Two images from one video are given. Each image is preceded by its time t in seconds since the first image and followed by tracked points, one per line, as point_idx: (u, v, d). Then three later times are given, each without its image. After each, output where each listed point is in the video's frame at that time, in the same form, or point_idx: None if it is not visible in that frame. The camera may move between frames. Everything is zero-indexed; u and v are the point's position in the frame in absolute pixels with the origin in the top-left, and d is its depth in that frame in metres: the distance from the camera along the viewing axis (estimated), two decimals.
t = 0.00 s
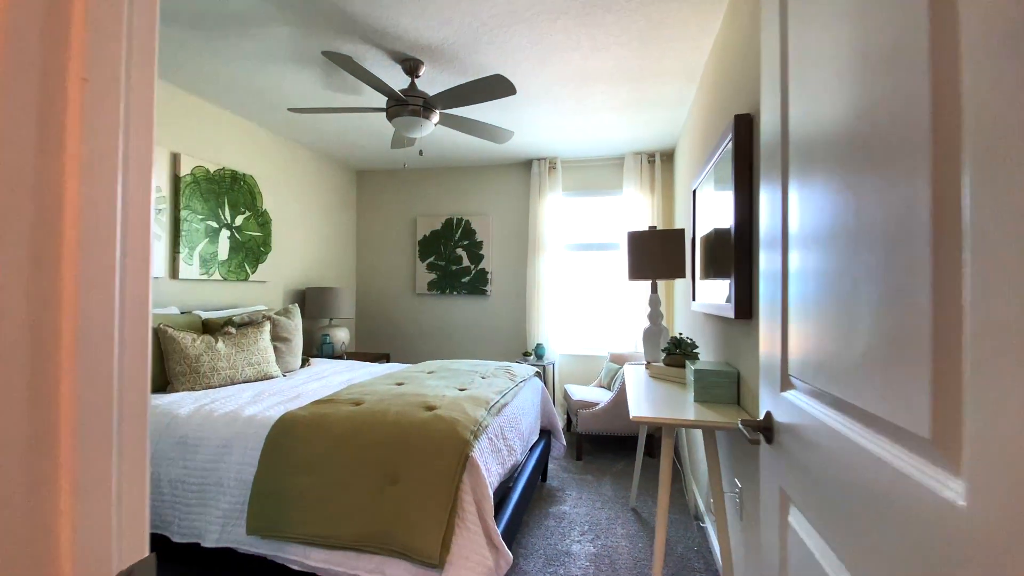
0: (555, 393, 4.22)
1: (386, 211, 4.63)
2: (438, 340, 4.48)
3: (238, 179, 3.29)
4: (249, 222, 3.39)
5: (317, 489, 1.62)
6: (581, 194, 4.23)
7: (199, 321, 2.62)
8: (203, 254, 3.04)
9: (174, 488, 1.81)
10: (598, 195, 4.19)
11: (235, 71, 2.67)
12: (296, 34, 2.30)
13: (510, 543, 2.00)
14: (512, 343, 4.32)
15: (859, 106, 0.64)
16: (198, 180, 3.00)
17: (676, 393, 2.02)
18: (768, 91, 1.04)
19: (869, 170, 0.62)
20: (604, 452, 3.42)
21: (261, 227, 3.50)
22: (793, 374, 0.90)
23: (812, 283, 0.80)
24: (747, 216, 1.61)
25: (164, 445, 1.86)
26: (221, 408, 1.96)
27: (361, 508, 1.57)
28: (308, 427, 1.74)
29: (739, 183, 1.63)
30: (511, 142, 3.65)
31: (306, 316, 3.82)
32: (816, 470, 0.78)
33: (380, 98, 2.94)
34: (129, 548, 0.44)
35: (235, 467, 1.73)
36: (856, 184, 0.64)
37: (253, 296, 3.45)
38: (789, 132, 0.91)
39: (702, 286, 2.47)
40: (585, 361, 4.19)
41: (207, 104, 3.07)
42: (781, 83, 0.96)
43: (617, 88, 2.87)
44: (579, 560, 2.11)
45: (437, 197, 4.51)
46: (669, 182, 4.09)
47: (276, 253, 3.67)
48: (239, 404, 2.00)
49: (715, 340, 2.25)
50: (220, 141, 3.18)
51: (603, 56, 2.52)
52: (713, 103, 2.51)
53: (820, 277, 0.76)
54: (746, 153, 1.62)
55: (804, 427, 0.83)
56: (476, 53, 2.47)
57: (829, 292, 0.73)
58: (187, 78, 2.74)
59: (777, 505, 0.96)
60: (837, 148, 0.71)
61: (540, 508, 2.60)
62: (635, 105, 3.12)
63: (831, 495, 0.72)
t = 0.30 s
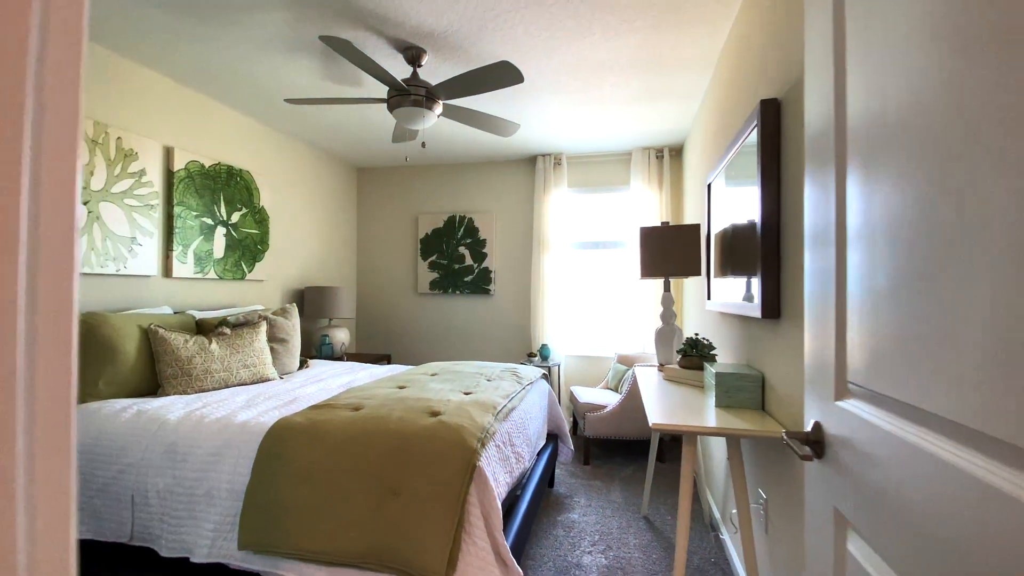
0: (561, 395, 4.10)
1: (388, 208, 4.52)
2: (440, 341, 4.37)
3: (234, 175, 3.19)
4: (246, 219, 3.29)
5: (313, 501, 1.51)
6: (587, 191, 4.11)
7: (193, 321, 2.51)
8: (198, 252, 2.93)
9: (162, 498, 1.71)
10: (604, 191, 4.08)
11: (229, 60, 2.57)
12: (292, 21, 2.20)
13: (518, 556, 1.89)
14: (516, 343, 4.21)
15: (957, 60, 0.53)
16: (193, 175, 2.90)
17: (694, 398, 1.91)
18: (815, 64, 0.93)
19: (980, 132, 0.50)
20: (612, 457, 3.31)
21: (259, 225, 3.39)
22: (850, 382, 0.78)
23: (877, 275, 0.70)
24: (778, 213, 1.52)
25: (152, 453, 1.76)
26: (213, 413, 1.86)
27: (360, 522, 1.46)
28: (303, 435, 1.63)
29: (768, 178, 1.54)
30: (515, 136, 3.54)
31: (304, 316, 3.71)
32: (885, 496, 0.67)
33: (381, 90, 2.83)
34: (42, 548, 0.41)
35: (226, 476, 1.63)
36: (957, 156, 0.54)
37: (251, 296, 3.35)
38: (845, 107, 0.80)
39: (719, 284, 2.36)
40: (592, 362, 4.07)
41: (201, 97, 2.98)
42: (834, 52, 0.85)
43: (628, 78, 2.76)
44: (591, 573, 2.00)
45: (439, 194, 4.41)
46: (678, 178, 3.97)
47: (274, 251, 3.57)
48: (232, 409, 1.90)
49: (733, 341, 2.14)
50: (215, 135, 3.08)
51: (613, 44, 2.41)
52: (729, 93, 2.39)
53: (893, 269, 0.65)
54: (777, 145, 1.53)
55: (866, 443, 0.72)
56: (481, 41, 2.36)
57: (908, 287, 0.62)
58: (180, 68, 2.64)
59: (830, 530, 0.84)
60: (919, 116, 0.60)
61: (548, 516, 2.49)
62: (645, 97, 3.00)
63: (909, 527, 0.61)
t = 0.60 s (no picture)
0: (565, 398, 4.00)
1: (388, 207, 4.43)
2: (442, 342, 4.27)
3: (229, 171, 3.09)
4: (242, 217, 3.19)
5: (305, 517, 1.41)
6: (591, 188, 4.01)
7: (185, 323, 2.42)
8: (191, 251, 2.84)
9: (148, 511, 1.62)
10: (609, 189, 3.98)
11: (222, 51, 2.47)
12: (286, 9, 2.10)
13: (523, 570, 1.79)
14: (519, 345, 4.11)
15: None
16: (185, 172, 2.80)
17: (710, 404, 1.81)
18: (861, 37, 0.83)
19: None
20: (619, 463, 3.21)
21: (255, 223, 3.29)
22: (910, 395, 0.68)
23: (949, 272, 0.59)
24: (805, 211, 1.43)
25: (137, 464, 1.66)
26: (202, 420, 1.76)
27: (355, 540, 1.36)
28: (295, 444, 1.53)
29: (794, 174, 1.45)
30: (519, 132, 3.44)
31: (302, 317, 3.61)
32: (954, 531, 0.57)
33: (380, 83, 2.73)
34: None
35: (214, 489, 1.54)
36: None
37: (247, 297, 3.25)
38: (903, 80, 0.70)
39: (732, 284, 2.26)
40: (597, 364, 3.97)
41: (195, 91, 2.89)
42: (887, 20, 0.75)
43: (635, 71, 2.66)
44: None
45: (441, 193, 4.31)
46: (685, 176, 3.87)
47: (271, 251, 3.47)
48: (223, 417, 1.80)
49: (750, 344, 2.03)
50: (209, 131, 2.99)
51: (621, 33, 2.32)
52: (743, 84, 2.30)
53: (974, 264, 0.55)
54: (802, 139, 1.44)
55: (931, 467, 0.62)
56: (483, 30, 2.27)
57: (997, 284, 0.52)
58: (171, 60, 2.56)
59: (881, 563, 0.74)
60: (1016, 79, 0.50)
61: (553, 526, 2.39)
62: (653, 91, 2.90)
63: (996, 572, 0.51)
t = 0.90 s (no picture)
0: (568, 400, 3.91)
1: (386, 205, 4.34)
2: (441, 343, 4.18)
3: (222, 168, 3.00)
4: (235, 215, 3.10)
5: (291, 531, 1.32)
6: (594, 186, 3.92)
7: (173, 323, 2.33)
8: (182, 250, 2.75)
9: (128, 522, 1.53)
10: (613, 186, 3.89)
11: (211, 42, 2.39)
12: None
13: None
14: (521, 346, 4.02)
15: None
16: (176, 168, 2.71)
17: (722, 410, 1.71)
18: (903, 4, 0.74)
19: None
20: (623, 467, 3.11)
21: (249, 222, 3.20)
22: (969, 408, 0.59)
23: None
24: (825, 206, 1.33)
25: (118, 472, 1.57)
26: (186, 426, 1.67)
27: (344, 557, 1.26)
28: (282, 453, 1.44)
29: (813, 166, 1.36)
30: (520, 127, 3.35)
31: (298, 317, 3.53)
32: None
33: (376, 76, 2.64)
34: None
35: (196, 499, 1.45)
36: None
37: (241, 297, 3.17)
38: (958, 47, 0.61)
39: (742, 283, 2.16)
40: (600, 366, 3.88)
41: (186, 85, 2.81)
42: None
43: (640, 63, 2.57)
44: None
45: (440, 191, 4.22)
46: (690, 173, 3.77)
47: (266, 250, 3.39)
48: (208, 422, 1.71)
49: (762, 346, 1.94)
50: (202, 126, 2.90)
51: (626, 23, 2.22)
52: (752, 75, 2.20)
53: None
54: (823, 128, 1.35)
55: (998, 493, 0.53)
56: (482, 18, 2.18)
57: None
58: (160, 52, 2.47)
59: None
60: None
61: (556, 535, 2.30)
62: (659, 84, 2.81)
63: None
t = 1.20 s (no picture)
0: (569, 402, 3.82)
1: (384, 203, 4.25)
2: (440, 344, 4.09)
3: (213, 164, 2.92)
4: (227, 212, 3.02)
5: (267, 547, 1.23)
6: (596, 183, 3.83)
7: (159, 323, 2.24)
8: (170, 248, 2.67)
9: (101, 535, 1.44)
10: (615, 183, 3.79)
11: (200, 33, 2.30)
12: None
13: None
14: (521, 347, 3.93)
15: None
16: (165, 163, 2.63)
17: (730, 415, 1.62)
18: None
19: None
20: (626, 472, 3.01)
21: (241, 219, 3.12)
22: None
23: None
24: (844, 198, 1.24)
25: (89, 482, 1.48)
26: (164, 431, 1.58)
27: None
28: (262, 463, 1.35)
29: (831, 155, 1.26)
30: (520, 122, 3.26)
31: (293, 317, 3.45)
32: None
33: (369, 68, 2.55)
34: None
35: (171, 511, 1.36)
36: None
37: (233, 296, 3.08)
38: None
39: (751, 281, 2.06)
40: (602, 367, 3.78)
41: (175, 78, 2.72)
42: None
43: (644, 54, 2.47)
44: None
45: (439, 188, 4.13)
46: (695, 169, 3.68)
47: (260, 248, 3.31)
48: (188, 427, 1.62)
49: (773, 348, 1.84)
50: (193, 121, 2.82)
51: (630, 11, 2.12)
52: (761, 63, 2.10)
53: None
54: (841, 115, 1.25)
55: None
56: (478, 6, 2.08)
57: None
58: (146, 43, 2.38)
59: None
60: None
61: (555, 544, 2.20)
62: (663, 76, 2.71)
63: None
